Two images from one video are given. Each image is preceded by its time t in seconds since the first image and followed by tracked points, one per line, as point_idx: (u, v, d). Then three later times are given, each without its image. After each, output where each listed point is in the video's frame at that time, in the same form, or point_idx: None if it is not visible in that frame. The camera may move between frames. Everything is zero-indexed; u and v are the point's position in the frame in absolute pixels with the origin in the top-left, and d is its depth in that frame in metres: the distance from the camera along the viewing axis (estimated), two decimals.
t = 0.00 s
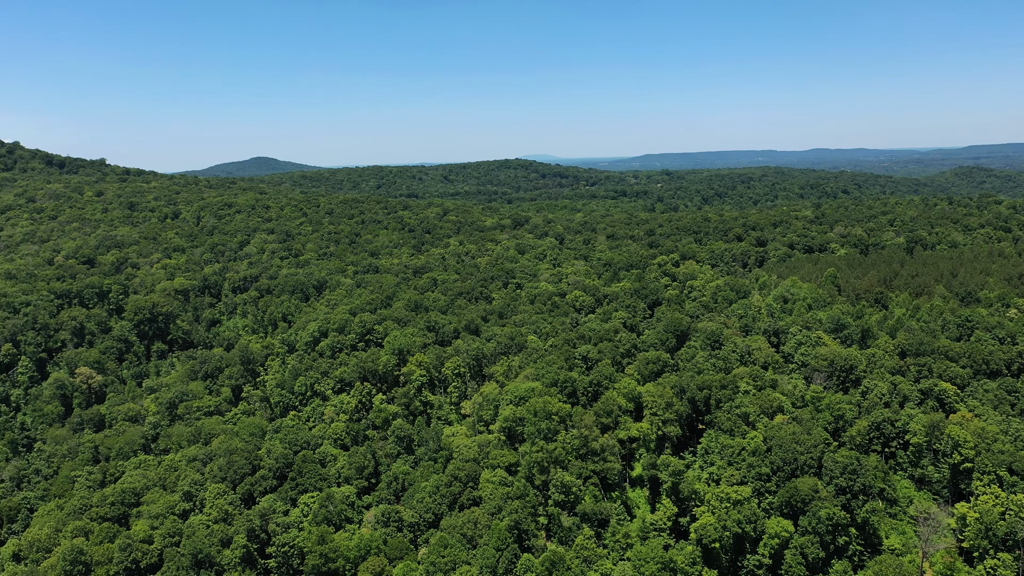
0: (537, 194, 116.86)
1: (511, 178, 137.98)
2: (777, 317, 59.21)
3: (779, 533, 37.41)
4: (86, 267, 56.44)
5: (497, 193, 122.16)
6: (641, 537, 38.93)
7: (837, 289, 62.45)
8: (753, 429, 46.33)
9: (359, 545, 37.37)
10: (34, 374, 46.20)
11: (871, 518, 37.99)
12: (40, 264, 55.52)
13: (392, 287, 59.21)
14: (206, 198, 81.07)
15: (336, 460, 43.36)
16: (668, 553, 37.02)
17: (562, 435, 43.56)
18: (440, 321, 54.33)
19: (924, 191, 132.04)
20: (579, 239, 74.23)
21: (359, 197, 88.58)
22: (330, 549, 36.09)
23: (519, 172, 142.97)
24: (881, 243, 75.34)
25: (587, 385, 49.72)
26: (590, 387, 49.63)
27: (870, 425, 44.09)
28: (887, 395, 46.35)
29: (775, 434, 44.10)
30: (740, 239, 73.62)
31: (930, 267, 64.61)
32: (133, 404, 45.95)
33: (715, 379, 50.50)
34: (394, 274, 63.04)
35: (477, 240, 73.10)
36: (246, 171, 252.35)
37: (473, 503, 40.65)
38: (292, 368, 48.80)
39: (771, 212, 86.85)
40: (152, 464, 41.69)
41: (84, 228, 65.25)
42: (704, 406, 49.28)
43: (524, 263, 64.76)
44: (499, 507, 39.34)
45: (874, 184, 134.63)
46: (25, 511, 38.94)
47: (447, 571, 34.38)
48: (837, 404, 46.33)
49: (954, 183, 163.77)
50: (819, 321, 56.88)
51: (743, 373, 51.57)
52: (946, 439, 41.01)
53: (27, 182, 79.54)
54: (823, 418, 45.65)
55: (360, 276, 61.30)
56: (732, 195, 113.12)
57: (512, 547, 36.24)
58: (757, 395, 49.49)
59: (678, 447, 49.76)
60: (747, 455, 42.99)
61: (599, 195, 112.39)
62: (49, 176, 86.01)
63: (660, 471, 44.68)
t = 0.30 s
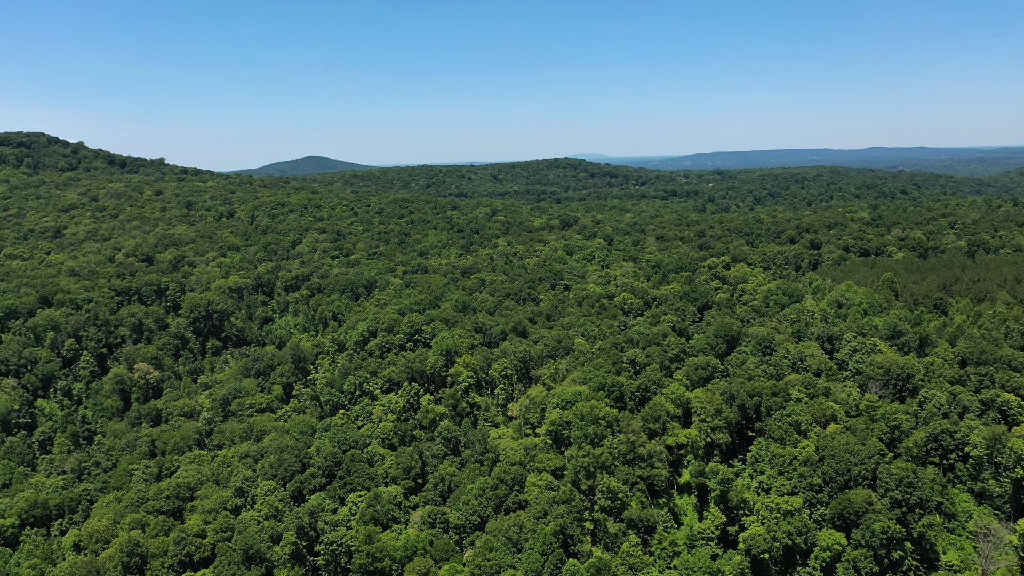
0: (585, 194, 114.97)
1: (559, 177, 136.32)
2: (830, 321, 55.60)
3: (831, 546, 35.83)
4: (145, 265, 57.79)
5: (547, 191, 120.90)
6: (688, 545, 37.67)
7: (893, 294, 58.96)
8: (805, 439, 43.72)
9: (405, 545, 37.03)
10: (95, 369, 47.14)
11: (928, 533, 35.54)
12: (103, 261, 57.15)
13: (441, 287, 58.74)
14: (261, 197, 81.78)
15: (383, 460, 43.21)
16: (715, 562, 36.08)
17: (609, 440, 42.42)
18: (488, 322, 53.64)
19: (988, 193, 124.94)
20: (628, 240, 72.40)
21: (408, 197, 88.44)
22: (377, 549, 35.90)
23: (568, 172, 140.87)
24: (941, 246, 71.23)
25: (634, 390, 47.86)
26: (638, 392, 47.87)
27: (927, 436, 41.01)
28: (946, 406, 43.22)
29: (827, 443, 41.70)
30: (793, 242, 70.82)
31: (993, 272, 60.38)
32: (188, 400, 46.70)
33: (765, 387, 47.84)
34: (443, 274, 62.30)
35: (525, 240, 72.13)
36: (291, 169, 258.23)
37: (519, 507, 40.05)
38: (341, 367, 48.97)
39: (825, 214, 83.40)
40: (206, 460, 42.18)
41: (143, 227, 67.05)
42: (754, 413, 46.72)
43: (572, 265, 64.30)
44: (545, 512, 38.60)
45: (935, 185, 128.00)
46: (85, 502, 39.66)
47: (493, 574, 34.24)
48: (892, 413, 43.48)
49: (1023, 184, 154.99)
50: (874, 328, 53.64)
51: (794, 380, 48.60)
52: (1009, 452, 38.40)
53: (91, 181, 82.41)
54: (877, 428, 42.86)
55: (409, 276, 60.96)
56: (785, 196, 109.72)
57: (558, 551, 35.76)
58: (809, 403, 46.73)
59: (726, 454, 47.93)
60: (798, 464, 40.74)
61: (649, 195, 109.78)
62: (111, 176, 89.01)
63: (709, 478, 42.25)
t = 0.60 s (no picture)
0: (635, 194, 112.83)
1: (609, 176, 134.34)
2: (886, 328, 52.42)
3: (884, 561, 33.87)
4: (201, 263, 58.84)
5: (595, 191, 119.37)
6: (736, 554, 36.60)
7: (952, 299, 55.22)
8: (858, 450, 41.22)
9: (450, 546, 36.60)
10: (152, 364, 48.28)
11: (989, 549, 33.15)
12: (161, 259, 58.51)
13: (489, 288, 58.13)
14: (312, 196, 82.31)
15: (430, 461, 42.91)
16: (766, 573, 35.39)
17: (656, 445, 41.04)
18: (535, 324, 52.87)
19: None
20: (677, 241, 70.52)
21: (457, 197, 87.93)
22: (423, 549, 35.56)
23: (617, 172, 138.29)
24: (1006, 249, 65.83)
25: (682, 396, 46.04)
26: (686, 397, 46.00)
27: (988, 448, 38.16)
28: (1009, 418, 39.86)
29: (882, 454, 39.19)
30: (848, 244, 67.78)
31: None
32: (241, 397, 47.20)
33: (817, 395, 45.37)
34: (491, 274, 61.77)
35: (573, 241, 70.88)
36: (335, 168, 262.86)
37: (565, 511, 38.93)
38: (389, 367, 49.00)
39: (881, 215, 79.79)
40: (257, 456, 42.43)
41: (199, 226, 68.54)
42: (806, 422, 44.49)
43: (620, 266, 62.95)
44: (590, 517, 37.24)
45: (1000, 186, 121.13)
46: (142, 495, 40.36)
47: None
48: (952, 424, 40.42)
49: None
50: (932, 334, 50.17)
51: (847, 389, 45.88)
52: None
53: (150, 181, 84.91)
54: (934, 439, 39.99)
55: (457, 276, 60.54)
56: (841, 197, 106.06)
57: (603, 557, 34.72)
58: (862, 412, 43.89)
59: (777, 463, 45.51)
60: (850, 476, 38.89)
61: (700, 196, 106.89)
62: (168, 175, 91.55)
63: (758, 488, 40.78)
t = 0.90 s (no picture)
0: (685, 194, 110.66)
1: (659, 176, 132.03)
2: (944, 335, 48.66)
3: None
4: (254, 261, 59.68)
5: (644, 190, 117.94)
6: (785, 566, 34.87)
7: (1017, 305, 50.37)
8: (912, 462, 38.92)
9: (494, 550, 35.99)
10: (205, 361, 48.95)
11: None
12: (215, 258, 59.63)
13: (535, 289, 57.42)
14: (362, 196, 82.89)
15: (474, 462, 42.50)
16: None
17: (703, 452, 39.72)
18: (581, 327, 52.01)
19: None
20: (727, 243, 68.52)
21: (504, 197, 87.27)
22: (467, 552, 35.15)
23: (665, 170, 134.96)
24: None
25: (729, 403, 44.43)
26: (734, 404, 44.44)
27: None
28: None
29: (938, 467, 36.91)
30: (904, 247, 64.64)
31: None
32: (290, 394, 47.49)
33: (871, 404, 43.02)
34: (538, 275, 61.17)
35: (620, 242, 69.45)
36: (376, 167, 266.36)
37: (609, 517, 38.14)
38: (435, 367, 48.84)
39: (940, 217, 76.06)
40: (305, 453, 42.57)
41: (252, 225, 69.59)
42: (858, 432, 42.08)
43: (667, 268, 61.44)
44: (634, 524, 36.40)
45: None
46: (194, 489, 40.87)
47: None
48: (1014, 438, 37.12)
49: None
50: (994, 342, 46.11)
51: (901, 398, 43.12)
52: None
53: (206, 180, 86.91)
54: (995, 453, 37.20)
55: (504, 277, 59.96)
56: (898, 198, 102.30)
57: (646, 566, 33.68)
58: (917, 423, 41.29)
59: (828, 473, 43.24)
60: (904, 488, 36.90)
61: (751, 197, 104.01)
62: (224, 175, 93.63)
63: (807, 498, 38.88)
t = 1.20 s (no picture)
0: (733, 194, 108.41)
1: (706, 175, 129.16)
2: (1002, 343, 44.71)
3: None
4: (300, 260, 60.15)
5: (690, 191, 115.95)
6: None
7: None
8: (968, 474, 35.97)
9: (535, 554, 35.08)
10: (253, 359, 49.49)
11: None
12: (263, 256, 60.30)
13: (579, 291, 56.57)
14: (407, 196, 82.92)
15: (516, 465, 41.93)
16: None
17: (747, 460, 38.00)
18: (624, 330, 51.06)
19: None
20: (774, 245, 66.43)
21: (548, 197, 86.12)
22: (507, 554, 34.69)
23: (712, 169, 131.57)
24: None
25: (774, 410, 42.47)
26: (780, 410, 42.50)
27: None
28: None
29: (995, 480, 34.02)
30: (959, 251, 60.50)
31: None
32: (335, 393, 47.54)
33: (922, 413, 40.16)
34: (582, 277, 60.39)
35: (666, 243, 67.82)
36: (414, 167, 268.35)
37: (651, 524, 37.12)
38: (478, 368, 48.55)
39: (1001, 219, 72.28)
40: (349, 452, 42.53)
41: (298, 224, 70.18)
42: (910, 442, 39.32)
43: (713, 270, 59.75)
44: (677, 531, 35.42)
45: None
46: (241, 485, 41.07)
47: None
48: None
49: None
50: None
51: (956, 408, 40.19)
52: None
53: (256, 179, 88.23)
54: None
55: (547, 278, 59.15)
56: (954, 199, 98.71)
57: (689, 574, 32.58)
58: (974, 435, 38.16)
59: (879, 485, 40.48)
60: (958, 502, 34.26)
61: (801, 198, 101.73)
62: (272, 174, 94.93)
63: (855, 509, 36.72)
